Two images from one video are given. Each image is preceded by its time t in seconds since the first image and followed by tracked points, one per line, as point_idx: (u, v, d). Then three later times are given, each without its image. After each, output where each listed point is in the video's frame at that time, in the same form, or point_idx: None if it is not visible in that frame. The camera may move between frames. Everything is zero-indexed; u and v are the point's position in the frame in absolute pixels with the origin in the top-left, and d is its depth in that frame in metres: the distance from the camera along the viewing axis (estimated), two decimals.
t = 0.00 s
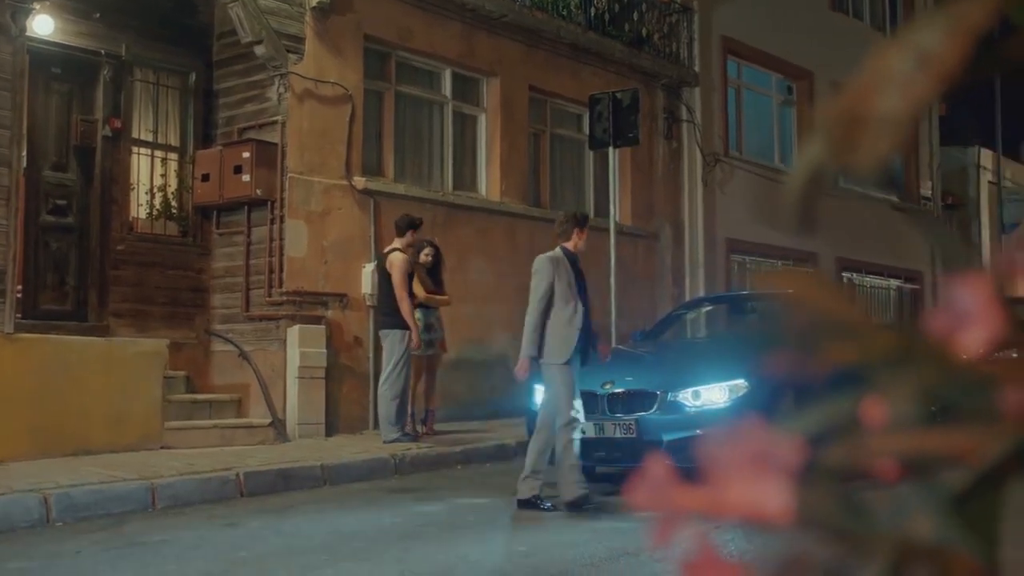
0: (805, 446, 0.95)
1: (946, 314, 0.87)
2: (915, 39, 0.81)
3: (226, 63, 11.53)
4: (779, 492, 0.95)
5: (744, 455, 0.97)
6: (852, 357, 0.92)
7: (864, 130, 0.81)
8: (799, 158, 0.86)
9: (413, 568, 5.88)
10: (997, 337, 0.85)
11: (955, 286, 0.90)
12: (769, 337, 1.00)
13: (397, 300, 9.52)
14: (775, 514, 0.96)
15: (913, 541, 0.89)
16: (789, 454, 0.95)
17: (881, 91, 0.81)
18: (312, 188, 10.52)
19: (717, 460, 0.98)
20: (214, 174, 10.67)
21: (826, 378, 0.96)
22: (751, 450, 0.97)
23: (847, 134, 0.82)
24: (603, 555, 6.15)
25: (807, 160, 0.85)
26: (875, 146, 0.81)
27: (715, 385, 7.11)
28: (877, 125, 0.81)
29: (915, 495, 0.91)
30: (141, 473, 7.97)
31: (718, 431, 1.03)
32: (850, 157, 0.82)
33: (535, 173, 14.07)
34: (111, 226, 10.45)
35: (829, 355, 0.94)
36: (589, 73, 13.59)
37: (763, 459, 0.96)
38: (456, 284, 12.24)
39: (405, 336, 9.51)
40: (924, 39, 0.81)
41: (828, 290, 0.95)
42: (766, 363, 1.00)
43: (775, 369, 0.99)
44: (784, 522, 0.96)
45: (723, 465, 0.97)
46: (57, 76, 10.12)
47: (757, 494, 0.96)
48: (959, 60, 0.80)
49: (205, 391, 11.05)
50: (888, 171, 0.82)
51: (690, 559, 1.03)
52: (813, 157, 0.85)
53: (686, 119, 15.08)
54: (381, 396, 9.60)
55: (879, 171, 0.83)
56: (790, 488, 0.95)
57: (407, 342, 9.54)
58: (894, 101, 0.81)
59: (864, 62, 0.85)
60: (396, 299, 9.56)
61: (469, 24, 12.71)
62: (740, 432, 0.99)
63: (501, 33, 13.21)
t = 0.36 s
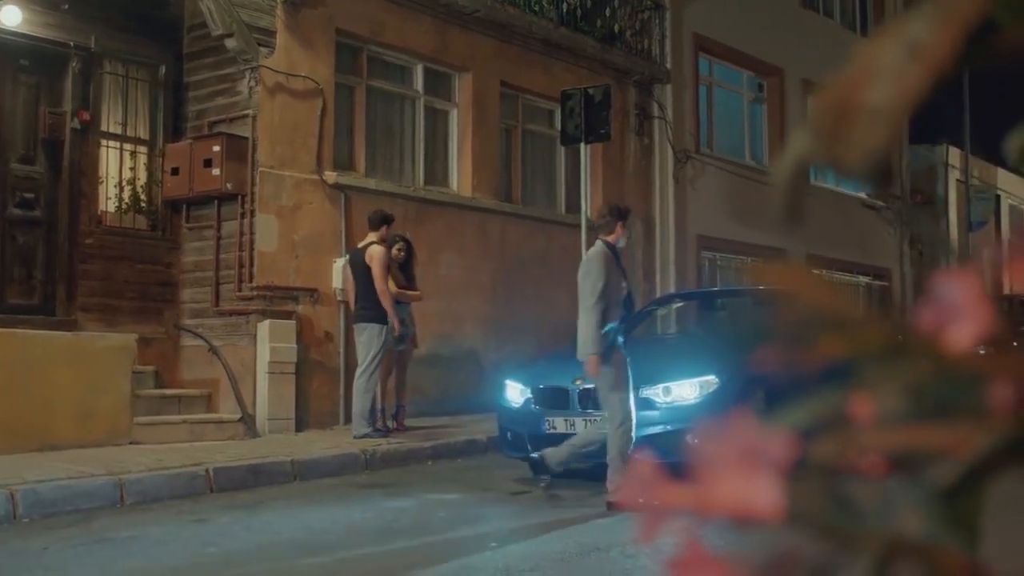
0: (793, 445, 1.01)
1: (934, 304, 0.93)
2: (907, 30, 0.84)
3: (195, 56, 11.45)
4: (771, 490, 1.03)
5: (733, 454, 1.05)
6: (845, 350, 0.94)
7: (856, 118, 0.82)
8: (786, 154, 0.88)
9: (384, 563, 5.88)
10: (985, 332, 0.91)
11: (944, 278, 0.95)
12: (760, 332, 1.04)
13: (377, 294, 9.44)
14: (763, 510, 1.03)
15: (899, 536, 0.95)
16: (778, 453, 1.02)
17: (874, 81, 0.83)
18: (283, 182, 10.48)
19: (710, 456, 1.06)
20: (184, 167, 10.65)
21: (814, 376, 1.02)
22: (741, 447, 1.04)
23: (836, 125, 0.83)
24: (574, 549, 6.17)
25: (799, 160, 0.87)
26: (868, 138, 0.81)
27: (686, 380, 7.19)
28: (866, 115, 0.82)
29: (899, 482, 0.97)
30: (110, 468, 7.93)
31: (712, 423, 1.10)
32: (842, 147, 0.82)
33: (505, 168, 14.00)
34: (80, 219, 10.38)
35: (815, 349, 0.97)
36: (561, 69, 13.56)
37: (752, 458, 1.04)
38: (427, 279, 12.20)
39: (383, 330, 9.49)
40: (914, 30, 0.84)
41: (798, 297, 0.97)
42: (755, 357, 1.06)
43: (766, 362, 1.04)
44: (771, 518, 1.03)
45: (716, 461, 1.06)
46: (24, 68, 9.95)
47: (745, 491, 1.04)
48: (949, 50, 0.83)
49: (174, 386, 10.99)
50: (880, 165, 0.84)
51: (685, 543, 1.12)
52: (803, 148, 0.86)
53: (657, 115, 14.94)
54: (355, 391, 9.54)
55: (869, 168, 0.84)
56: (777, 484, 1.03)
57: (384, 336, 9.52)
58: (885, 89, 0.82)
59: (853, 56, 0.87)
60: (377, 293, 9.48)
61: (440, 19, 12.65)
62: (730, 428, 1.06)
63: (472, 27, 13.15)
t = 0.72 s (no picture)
0: (810, 440, 0.84)
1: (942, 301, 0.84)
2: (912, 19, 0.72)
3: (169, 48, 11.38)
4: (780, 485, 0.84)
5: (741, 446, 0.87)
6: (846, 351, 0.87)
7: (858, 110, 0.69)
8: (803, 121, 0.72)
9: (355, 560, 5.84)
10: (990, 329, 0.82)
11: (949, 279, 0.85)
12: (757, 324, 0.93)
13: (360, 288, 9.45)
14: (772, 513, 0.84)
15: (902, 527, 0.81)
16: (790, 449, 0.84)
17: (879, 70, 0.70)
18: (255, 176, 10.41)
19: (713, 447, 0.89)
20: (155, 161, 10.60)
21: (824, 367, 0.90)
22: (749, 442, 0.87)
23: (838, 116, 0.69)
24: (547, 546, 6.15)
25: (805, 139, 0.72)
26: (875, 128, 0.67)
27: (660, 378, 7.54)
28: (874, 104, 0.68)
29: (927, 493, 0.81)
30: (80, 464, 7.86)
31: (712, 419, 0.94)
32: (847, 137, 0.69)
33: (480, 164, 14.02)
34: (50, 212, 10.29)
35: (832, 356, 0.88)
36: (535, 65, 13.54)
37: (760, 453, 0.86)
38: (401, 275, 12.16)
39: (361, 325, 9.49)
40: (922, 18, 0.71)
41: (811, 310, 0.89)
42: (758, 356, 0.93)
43: (770, 368, 0.92)
44: (782, 523, 0.84)
45: (719, 455, 0.88)
46: None
47: (749, 490, 0.85)
48: (957, 43, 0.70)
49: (145, 380, 10.92)
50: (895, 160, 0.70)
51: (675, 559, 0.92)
52: (811, 134, 0.72)
53: (630, 112, 14.96)
54: (332, 387, 9.55)
55: (880, 161, 0.70)
56: (790, 481, 0.84)
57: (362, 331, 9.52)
58: (894, 79, 0.69)
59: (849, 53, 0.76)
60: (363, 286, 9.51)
61: (415, 14, 12.64)
62: (739, 419, 0.90)
63: (446, 23, 13.15)
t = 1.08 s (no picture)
0: (828, 439, 0.83)
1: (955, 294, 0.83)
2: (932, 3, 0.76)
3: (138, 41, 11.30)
4: (799, 486, 0.83)
5: (757, 449, 0.85)
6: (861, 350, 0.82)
7: (878, 100, 0.75)
8: (807, 125, 0.81)
9: (327, 556, 5.81)
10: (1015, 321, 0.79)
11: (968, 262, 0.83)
12: (780, 320, 0.87)
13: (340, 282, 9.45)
14: (793, 512, 0.83)
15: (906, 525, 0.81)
16: (812, 449, 0.83)
17: (896, 58, 0.75)
18: (226, 170, 10.35)
19: (732, 449, 0.87)
20: (124, 154, 10.42)
21: (844, 364, 0.87)
22: (767, 440, 0.85)
23: (856, 109, 0.76)
24: (521, 542, 6.14)
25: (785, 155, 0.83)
26: (893, 120, 0.74)
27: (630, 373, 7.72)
28: (891, 95, 0.74)
29: (910, 484, 0.82)
30: (48, 459, 7.79)
31: (726, 420, 0.91)
32: (864, 130, 0.76)
33: (451, 160, 13.95)
34: (17, 205, 10.05)
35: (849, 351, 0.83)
36: (506, 60, 13.50)
37: (779, 452, 0.84)
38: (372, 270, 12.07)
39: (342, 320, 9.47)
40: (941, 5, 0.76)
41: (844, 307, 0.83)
42: (782, 351, 0.87)
43: (787, 363, 0.88)
44: (802, 523, 0.84)
45: (737, 454, 0.86)
46: None
47: (770, 490, 0.84)
48: (980, 33, 0.75)
49: (114, 375, 10.84)
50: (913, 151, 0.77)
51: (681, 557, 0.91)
52: (823, 128, 0.79)
53: (602, 108, 14.88)
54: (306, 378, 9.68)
55: (902, 156, 0.77)
56: (810, 483, 0.83)
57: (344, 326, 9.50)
58: (914, 68, 0.74)
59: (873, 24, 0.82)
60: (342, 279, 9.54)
61: (386, 8, 12.57)
62: (757, 419, 0.87)
63: (418, 17, 13.07)
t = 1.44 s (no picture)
0: (860, 436, 0.80)
1: (982, 289, 0.75)
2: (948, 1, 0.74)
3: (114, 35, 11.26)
4: (829, 487, 0.79)
5: (783, 449, 0.81)
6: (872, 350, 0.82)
7: (901, 91, 0.74)
8: (813, 132, 0.77)
9: (303, 554, 5.79)
10: None
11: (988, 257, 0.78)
12: (808, 316, 0.83)
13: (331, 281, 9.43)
14: (821, 514, 0.79)
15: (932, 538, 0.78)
16: (842, 449, 0.79)
17: (920, 51, 0.73)
18: (203, 166, 10.30)
19: (754, 450, 0.83)
20: (100, 150, 10.39)
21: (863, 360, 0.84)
22: (793, 439, 0.81)
23: (877, 100, 0.74)
24: (500, 539, 6.13)
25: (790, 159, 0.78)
26: (918, 110, 0.73)
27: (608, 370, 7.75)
28: (916, 86, 0.73)
29: (941, 488, 0.79)
30: (22, 457, 7.72)
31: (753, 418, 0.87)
32: (886, 122, 0.75)
33: (429, 157, 13.91)
34: None
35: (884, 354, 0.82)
36: (485, 57, 13.44)
37: (805, 452, 0.80)
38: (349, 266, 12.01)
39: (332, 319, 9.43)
40: None
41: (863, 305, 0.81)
42: (809, 352, 0.83)
43: (810, 360, 0.84)
44: (829, 525, 0.80)
45: (762, 455, 0.82)
46: None
47: (797, 493, 0.80)
48: (1006, 20, 0.73)
49: (89, 372, 10.76)
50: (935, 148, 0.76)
51: (700, 562, 0.88)
52: (837, 121, 0.76)
53: (580, 106, 14.77)
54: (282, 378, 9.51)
55: (926, 147, 0.76)
56: (839, 484, 0.79)
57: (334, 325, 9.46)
58: (935, 60, 0.73)
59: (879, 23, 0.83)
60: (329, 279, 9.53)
61: (364, 4, 12.55)
62: (784, 416, 0.83)
63: (396, 13, 13.06)
